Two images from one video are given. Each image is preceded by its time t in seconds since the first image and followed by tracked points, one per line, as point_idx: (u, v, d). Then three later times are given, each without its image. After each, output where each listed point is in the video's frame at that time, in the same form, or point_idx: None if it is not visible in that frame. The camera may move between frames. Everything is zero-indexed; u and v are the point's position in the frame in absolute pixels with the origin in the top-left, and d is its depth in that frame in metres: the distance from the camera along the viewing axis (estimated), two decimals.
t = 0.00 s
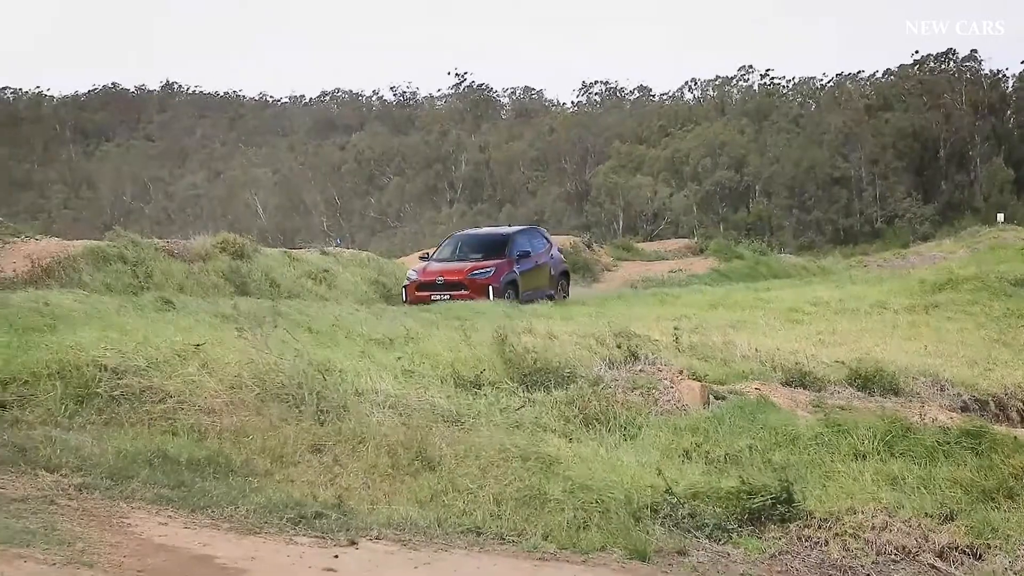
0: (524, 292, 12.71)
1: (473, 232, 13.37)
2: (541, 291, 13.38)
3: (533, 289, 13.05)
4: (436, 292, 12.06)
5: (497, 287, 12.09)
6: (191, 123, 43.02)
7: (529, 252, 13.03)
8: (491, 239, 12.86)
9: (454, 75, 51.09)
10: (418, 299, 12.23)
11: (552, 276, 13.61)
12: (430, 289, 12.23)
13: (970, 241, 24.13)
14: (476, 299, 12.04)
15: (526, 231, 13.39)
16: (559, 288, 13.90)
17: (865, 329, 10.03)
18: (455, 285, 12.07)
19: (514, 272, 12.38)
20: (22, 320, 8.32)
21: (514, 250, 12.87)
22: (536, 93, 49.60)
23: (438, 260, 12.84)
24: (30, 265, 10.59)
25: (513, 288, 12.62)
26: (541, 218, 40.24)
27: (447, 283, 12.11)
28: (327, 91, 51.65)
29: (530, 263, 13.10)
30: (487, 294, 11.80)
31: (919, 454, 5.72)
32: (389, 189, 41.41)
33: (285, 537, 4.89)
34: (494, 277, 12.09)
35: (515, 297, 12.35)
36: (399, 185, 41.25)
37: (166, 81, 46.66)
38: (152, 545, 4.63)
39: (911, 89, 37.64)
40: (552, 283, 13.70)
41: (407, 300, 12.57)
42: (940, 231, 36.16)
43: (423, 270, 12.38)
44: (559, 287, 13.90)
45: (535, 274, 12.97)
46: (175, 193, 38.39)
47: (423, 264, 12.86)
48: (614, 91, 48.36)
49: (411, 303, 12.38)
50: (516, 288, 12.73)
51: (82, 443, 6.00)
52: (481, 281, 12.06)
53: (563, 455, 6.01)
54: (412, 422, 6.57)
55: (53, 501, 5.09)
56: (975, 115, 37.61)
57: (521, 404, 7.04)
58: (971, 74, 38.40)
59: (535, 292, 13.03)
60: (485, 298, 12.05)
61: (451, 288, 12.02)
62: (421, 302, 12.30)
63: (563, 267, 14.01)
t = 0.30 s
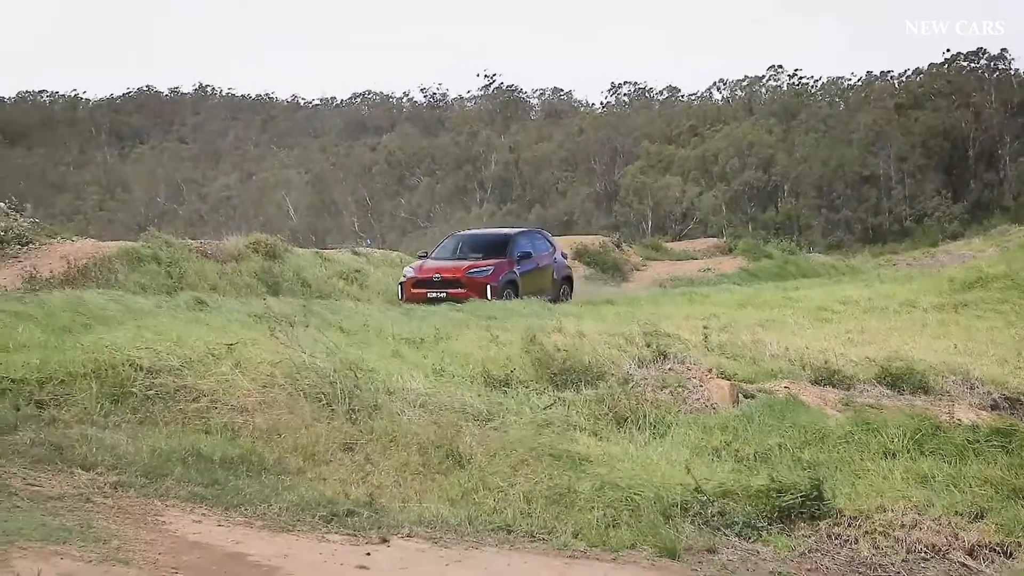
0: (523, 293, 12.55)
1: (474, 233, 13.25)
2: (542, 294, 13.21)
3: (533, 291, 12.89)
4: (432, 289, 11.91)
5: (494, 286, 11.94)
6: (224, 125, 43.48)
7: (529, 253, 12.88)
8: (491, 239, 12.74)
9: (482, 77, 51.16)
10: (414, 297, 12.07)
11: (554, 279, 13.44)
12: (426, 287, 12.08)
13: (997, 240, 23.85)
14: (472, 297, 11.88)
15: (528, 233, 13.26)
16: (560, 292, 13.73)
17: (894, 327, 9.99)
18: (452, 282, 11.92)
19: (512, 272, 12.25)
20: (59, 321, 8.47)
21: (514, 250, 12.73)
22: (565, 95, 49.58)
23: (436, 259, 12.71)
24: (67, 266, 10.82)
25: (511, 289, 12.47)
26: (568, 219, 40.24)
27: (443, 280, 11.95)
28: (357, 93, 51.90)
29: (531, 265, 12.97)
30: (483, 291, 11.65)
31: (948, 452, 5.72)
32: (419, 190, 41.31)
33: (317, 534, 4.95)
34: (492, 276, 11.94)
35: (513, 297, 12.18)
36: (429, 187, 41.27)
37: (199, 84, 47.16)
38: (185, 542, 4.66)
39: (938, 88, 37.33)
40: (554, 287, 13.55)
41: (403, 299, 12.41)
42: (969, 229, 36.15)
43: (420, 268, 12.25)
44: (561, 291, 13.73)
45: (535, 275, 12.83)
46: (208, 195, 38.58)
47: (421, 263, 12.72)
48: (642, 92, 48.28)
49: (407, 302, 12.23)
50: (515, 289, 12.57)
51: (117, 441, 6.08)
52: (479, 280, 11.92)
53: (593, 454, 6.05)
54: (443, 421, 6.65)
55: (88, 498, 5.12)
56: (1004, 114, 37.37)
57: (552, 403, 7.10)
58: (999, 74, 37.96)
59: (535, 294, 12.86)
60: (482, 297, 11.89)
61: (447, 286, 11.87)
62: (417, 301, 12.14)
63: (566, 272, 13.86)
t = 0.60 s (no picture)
0: (509, 290, 12.49)
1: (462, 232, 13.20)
2: (529, 294, 13.15)
3: (520, 289, 12.84)
4: (415, 281, 11.82)
5: (479, 278, 11.87)
6: (255, 127, 43.73)
7: (517, 251, 12.86)
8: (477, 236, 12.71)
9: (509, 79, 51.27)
10: (396, 289, 11.98)
11: (541, 280, 13.40)
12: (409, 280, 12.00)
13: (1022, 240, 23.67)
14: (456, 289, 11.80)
15: (516, 233, 13.26)
16: (548, 294, 13.68)
17: (917, 326, 9.96)
18: (436, 274, 11.85)
19: (497, 267, 12.21)
20: (98, 320, 8.67)
21: (502, 247, 12.71)
22: (591, 96, 49.59)
23: (422, 255, 12.65)
24: (103, 266, 11.05)
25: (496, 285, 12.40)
26: (594, 219, 40.24)
27: (427, 272, 11.88)
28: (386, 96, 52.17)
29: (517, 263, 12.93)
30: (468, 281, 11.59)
31: (972, 449, 5.76)
32: (447, 192, 41.40)
33: (349, 529, 5.04)
34: (476, 268, 11.88)
35: (498, 291, 12.12)
36: (456, 188, 41.37)
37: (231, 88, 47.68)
38: (220, 538, 4.76)
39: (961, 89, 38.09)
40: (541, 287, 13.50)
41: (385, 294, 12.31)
42: (992, 229, 36.26)
43: (404, 261, 12.19)
44: (549, 293, 13.68)
45: (522, 274, 12.79)
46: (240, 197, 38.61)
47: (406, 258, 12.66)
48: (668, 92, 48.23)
49: (389, 295, 12.12)
50: (501, 286, 12.52)
51: (152, 438, 6.18)
52: (464, 272, 11.87)
53: (618, 451, 6.14)
54: (471, 418, 6.75)
55: (125, 495, 5.26)
56: None
57: (579, 401, 7.18)
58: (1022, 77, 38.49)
59: (522, 292, 12.82)
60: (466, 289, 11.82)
61: (430, 277, 11.79)
62: (399, 294, 12.04)
63: (554, 274, 13.84)
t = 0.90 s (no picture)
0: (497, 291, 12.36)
1: (453, 232, 13.08)
2: (520, 294, 13.02)
3: (510, 290, 12.71)
4: (400, 284, 11.71)
5: (465, 282, 11.74)
6: (288, 132, 43.75)
7: (507, 252, 12.71)
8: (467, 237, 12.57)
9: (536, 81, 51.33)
10: (382, 293, 11.87)
11: (535, 279, 13.24)
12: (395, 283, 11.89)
13: None
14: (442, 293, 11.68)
15: (507, 232, 13.11)
16: (542, 293, 13.55)
17: (943, 324, 9.94)
18: (422, 277, 11.73)
19: (485, 269, 12.07)
20: (134, 321, 8.87)
21: (491, 249, 12.57)
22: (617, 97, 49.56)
23: (410, 255, 12.53)
24: (139, 267, 11.28)
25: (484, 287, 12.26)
26: (621, 220, 40.33)
27: (412, 276, 11.76)
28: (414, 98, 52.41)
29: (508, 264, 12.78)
30: (453, 286, 11.47)
31: (997, 447, 5.81)
32: (475, 194, 41.64)
33: (380, 526, 5.15)
34: (462, 271, 11.75)
35: (485, 294, 11.99)
36: (485, 191, 41.61)
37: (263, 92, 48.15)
38: (253, 534, 4.87)
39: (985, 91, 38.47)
40: (534, 286, 13.33)
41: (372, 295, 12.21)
42: (1016, 229, 36.35)
43: (390, 263, 12.06)
44: (543, 292, 13.56)
45: (512, 275, 12.66)
46: (273, 198, 38.70)
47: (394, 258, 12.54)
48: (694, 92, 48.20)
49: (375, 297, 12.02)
50: (489, 287, 12.39)
51: (187, 436, 6.31)
52: (449, 275, 11.74)
53: (646, 449, 6.21)
54: (500, 416, 6.85)
55: (162, 492, 5.39)
56: None
57: (606, 399, 7.26)
58: None
59: (512, 293, 12.69)
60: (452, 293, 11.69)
61: (415, 281, 11.67)
62: (385, 296, 11.93)
63: (549, 272, 13.69)
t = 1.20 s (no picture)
0: (486, 292, 11.92)
1: (443, 230, 12.65)
2: (513, 294, 12.56)
3: (501, 290, 12.25)
4: (382, 288, 11.32)
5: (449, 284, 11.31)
6: (329, 134, 44.24)
7: (497, 251, 12.24)
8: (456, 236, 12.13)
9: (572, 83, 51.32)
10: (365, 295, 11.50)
11: (526, 277, 12.72)
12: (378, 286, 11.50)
13: None
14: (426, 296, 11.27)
15: (499, 230, 12.65)
16: (537, 291, 13.08)
17: (979, 322, 9.92)
18: (405, 280, 11.33)
19: (471, 270, 11.61)
20: (178, 321, 9.07)
21: (480, 248, 12.11)
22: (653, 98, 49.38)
23: (396, 255, 12.12)
24: (183, 268, 11.52)
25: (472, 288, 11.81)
26: (656, 221, 40.44)
27: (395, 278, 11.36)
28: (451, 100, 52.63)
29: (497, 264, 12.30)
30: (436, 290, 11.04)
31: None
32: (512, 195, 41.84)
33: (421, 523, 5.27)
34: (446, 273, 11.32)
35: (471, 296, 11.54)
36: (521, 192, 41.81)
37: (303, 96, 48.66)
38: (295, 530, 5.00)
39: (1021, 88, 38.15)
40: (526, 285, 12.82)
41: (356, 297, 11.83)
42: None
43: (374, 264, 11.66)
44: (538, 290, 13.09)
45: (503, 276, 12.21)
46: (313, 200, 39.08)
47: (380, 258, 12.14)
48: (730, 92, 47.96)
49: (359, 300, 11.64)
50: (478, 289, 11.94)
51: (230, 434, 6.47)
52: (432, 277, 11.33)
53: (682, 446, 6.27)
54: (538, 415, 6.95)
55: (206, 488, 5.52)
56: None
57: (642, 398, 7.33)
58: None
59: (503, 294, 12.24)
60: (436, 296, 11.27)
61: (398, 284, 11.27)
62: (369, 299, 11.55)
63: (544, 270, 13.21)
